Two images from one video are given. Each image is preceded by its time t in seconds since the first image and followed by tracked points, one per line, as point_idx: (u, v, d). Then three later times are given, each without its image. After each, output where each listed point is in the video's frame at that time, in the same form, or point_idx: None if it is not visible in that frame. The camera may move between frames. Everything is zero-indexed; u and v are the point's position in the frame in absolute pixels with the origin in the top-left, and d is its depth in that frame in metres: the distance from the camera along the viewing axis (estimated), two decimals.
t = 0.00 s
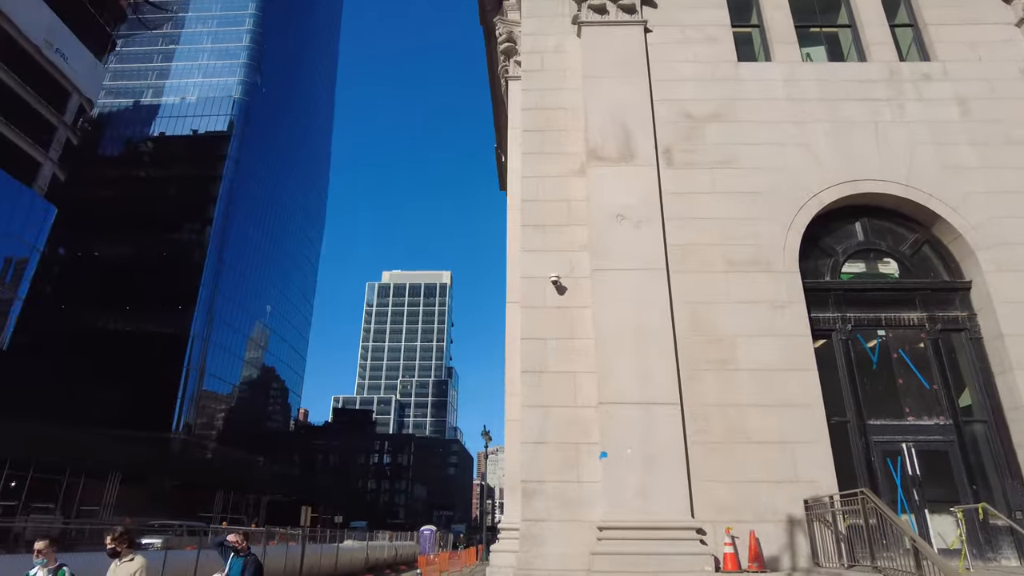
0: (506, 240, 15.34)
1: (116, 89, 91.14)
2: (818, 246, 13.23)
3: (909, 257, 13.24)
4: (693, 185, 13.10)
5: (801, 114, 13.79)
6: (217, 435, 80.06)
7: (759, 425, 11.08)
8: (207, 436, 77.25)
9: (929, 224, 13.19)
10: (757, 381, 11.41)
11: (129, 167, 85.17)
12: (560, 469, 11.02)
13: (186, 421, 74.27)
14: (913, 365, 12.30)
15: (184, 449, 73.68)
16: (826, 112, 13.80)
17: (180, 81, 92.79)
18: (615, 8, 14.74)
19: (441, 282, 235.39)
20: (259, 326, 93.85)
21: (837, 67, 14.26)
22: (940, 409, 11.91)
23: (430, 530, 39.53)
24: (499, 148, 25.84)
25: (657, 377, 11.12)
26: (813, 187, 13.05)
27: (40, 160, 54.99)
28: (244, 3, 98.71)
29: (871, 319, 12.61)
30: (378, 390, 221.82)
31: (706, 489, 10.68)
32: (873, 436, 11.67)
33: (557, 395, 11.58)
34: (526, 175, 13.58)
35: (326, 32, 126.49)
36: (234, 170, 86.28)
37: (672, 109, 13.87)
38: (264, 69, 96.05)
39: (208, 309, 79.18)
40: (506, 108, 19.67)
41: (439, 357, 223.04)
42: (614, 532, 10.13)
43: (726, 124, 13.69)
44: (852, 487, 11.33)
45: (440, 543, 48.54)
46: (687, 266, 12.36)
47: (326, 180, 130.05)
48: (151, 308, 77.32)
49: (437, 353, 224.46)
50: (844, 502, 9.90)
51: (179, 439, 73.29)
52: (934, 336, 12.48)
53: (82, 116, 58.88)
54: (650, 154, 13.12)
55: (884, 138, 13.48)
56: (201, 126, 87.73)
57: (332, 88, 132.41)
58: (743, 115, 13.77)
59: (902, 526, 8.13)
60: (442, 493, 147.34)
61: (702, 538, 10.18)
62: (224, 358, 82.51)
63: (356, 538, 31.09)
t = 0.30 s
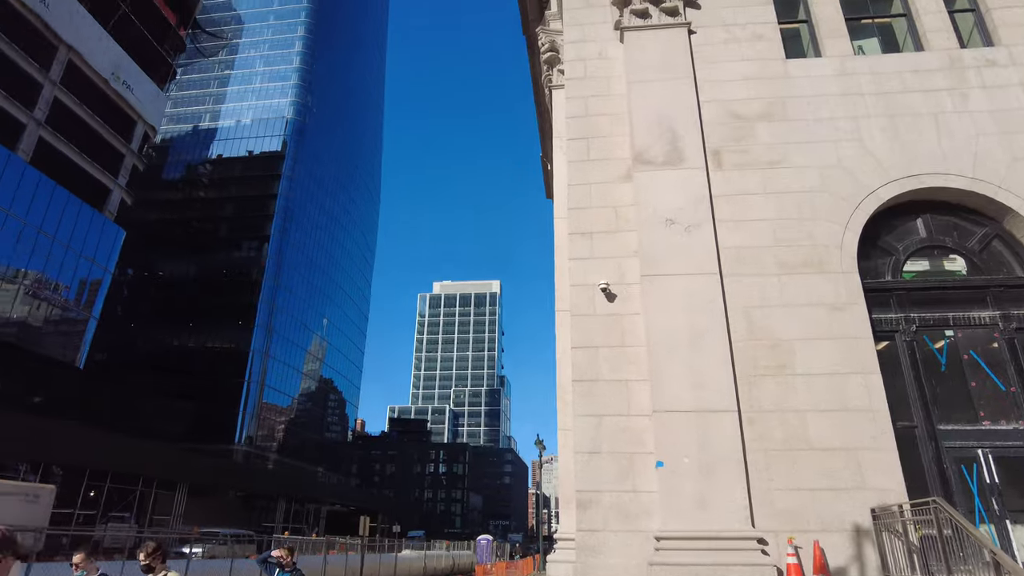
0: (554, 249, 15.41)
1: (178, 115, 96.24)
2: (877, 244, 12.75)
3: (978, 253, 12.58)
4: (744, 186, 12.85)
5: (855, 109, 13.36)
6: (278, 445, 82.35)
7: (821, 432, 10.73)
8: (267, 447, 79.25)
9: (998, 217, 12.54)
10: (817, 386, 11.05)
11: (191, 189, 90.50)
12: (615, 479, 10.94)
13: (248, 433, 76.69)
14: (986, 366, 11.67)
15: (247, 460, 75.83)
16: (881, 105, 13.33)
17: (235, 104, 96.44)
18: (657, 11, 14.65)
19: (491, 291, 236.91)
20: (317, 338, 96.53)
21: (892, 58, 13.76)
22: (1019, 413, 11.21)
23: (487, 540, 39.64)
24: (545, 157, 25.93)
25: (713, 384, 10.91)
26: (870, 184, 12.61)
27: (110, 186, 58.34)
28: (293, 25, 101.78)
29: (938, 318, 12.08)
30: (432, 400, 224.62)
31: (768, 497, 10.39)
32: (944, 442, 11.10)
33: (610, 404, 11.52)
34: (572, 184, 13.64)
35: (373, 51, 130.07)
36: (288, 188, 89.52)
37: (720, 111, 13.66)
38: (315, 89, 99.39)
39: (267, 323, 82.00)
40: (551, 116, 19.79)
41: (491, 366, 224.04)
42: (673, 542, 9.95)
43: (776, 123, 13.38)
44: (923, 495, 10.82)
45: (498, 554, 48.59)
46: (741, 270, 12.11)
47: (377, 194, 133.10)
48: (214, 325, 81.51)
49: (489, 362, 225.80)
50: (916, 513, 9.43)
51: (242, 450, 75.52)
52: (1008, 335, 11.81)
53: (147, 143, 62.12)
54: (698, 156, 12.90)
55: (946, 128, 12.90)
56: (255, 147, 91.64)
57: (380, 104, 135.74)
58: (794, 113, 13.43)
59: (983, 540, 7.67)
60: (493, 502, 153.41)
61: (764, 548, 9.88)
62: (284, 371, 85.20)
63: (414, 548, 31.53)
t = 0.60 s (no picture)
0: (594, 257, 15.37)
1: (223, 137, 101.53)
2: (930, 243, 12.29)
3: None
4: (787, 188, 12.59)
5: (903, 104, 12.94)
6: (326, 456, 83.75)
7: (877, 439, 10.35)
8: (315, 458, 80.54)
9: None
10: (871, 392, 10.68)
11: (238, 208, 94.07)
12: (662, 489, 10.78)
13: (296, 444, 77.78)
14: None
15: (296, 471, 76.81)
16: (931, 99, 12.87)
17: (279, 124, 99.53)
18: (692, 14, 14.55)
19: (531, 300, 236.99)
20: (362, 350, 98.18)
21: (940, 50, 13.31)
22: None
23: (535, 551, 39.30)
24: (582, 164, 25.89)
25: (761, 391, 10.65)
26: (921, 181, 12.17)
27: (161, 208, 60.41)
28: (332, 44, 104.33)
29: (998, 320, 11.56)
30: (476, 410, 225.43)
31: (821, 507, 10.07)
32: (1011, 450, 10.56)
33: (656, 413, 11.38)
34: (610, 190, 13.62)
35: (411, 66, 132.57)
36: (332, 203, 91.64)
37: (760, 112, 13.43)
38: (355, 107, 101.77)
39: (315, 336, 83.63)
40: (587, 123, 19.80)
41: (533, 375, 223.67)
42: (723, 552, 9.72)
43: (819, 122, 13.08)
44: (989, 505, 10.31)
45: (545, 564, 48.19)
46: (787, 273, 11.83)
47: (417, 207, 134.98)
48: (263, 339, 83.84)
49: (531, 371, 225.44)
50: (980, 523, 8.99)
51: (291, 461, 76.65)
52: None
53: (195, 164, 64.13)
54: (738, 159, 12.70)
55: (1001, 120, 12.37)
56: (299, 165, 94.29)
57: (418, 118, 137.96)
58: (837, 111, 13.10)
59: None
60: (539, 512, 152.23)
61: (819, 560, 9.57)
62: (331, 383, 86.88)
63: (460, 558, 31.69)
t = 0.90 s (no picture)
0: (634, 267, 15.26)
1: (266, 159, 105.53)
2: (986, 242, 11.77)
3: None
4: (832, 190, 12.27)
5: (950, 100, 12.50)
6: (372, 470, 84.72)
7: (936, 448, 9.92)
8: (361, 471, 81.50)
9: None
10: (928, 400, 10.25)
11: (283, 227, 96.98)
12: (710, 502, 10.54)
13: (342, 459, 78.84)
14: None
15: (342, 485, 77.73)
16: (981, 93, 12.38)
17: (320, 144, 102.26)
18: (727, 19, 14.43)
19: (572, 310, 235.79)
20: (405, 364, 99.35)
21: (989, 43, 12.83)
22: None
23: (581, 564, 38.85)
24: (620, 173, 25.78)
25: (809, 400, 10.34)
26: (973, 179, 11.71)
27: (209, 229, 62.15)
28: (369, 65, 106.79)
29: None
30: (518, 422, 225.13)
31: (878, 520, 9.69)
32: None
33: (702, 424, 11.17)
34: (648, 199, 13.55)
35: (447, 83, 134.74)
36: (374, 221, 93.43)
37: (800, 114, 13.16)
38: (394, 125, 103.86)
39: (358, 351, 85.07)
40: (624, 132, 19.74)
41: (575, 386, 222.24)
42: (775, 566, 9.44)
43: (862, 122, 12.74)
44: None
45: None
46: (834, 278, 11.50)
47: (456, 221, 136.43)
48: (309, 355, 85.80)
49: (573, 382, 224.04)
50: None
51: (337, 476, 77.77)
52: None
53: (240, 186, 65.97)
54: (779, 162, 12.46)
55: None
56: (341, 184, 96.62)
57: (455, 133, 139.71)
58: (881, 109, 12.74)
59: None
60: (584, 525, 150.66)
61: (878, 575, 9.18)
62: (375, 397, 88.12)
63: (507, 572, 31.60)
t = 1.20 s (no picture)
0: (667, 276, 15.13)
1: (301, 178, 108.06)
2: None
3: None
4: (869, 194, 11.99)
5: (991, 98, 12.12)
6: (407, 484, 85.04)
7: (986, 459, 9.52)
8: (396, 485, 81.89)
9: None
10: (977, 408, 9.86)
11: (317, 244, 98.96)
12: (749, 515, 10.30)
13: (378, 472, 79.35)
14: None
15: (378, 499, 78.10)
16: None
17: (352, 162, 104.33)
18: (755, 24, 14.32)
19: (604, 321, 234.18)
20: (438, 377, 99.91)
21: None
22: None
23: None
24: (650, 182, 25.62)
25: (850, 409, 10.06)
26: (1018, 178, 11.31)
27: (245, 248, 63.64)
28: (399, 83, 108.71)
29: None
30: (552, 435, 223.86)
31: (927, 534, 9.33)
32: None
33: (739, 436, 10.95)
34: (679, 208, 13.46)
35: (476, 99, 136.32)
36: (406, 236, 94.67)
37: (833, 118, 12.93)
38: (424, 142, 105.26)
39: (392, 365, 85.89)
40: (653, 141, 19.67)
41: (609, 398, 220.14)
42: None
43: (898, 124, 12.45)
44: None
45: None
46: (873, 284, 11.20)
47: (487, 233, 137.12)
48: (344, 369, 86.99)
49: (607, 394, 222.01)
50: None
51: (373, 490, 78.19)
52: None
53: (275, 205, 67.38)
54: (812, 167, 12.23)
55: None
56: (372, 201, 98.25)
57: (484, 147, 140.75)
58: (917, 110, 12.44)
59: None
60: (622, 539, 148.54)
61: None
62: (409, 411, 88.77)
63: None
